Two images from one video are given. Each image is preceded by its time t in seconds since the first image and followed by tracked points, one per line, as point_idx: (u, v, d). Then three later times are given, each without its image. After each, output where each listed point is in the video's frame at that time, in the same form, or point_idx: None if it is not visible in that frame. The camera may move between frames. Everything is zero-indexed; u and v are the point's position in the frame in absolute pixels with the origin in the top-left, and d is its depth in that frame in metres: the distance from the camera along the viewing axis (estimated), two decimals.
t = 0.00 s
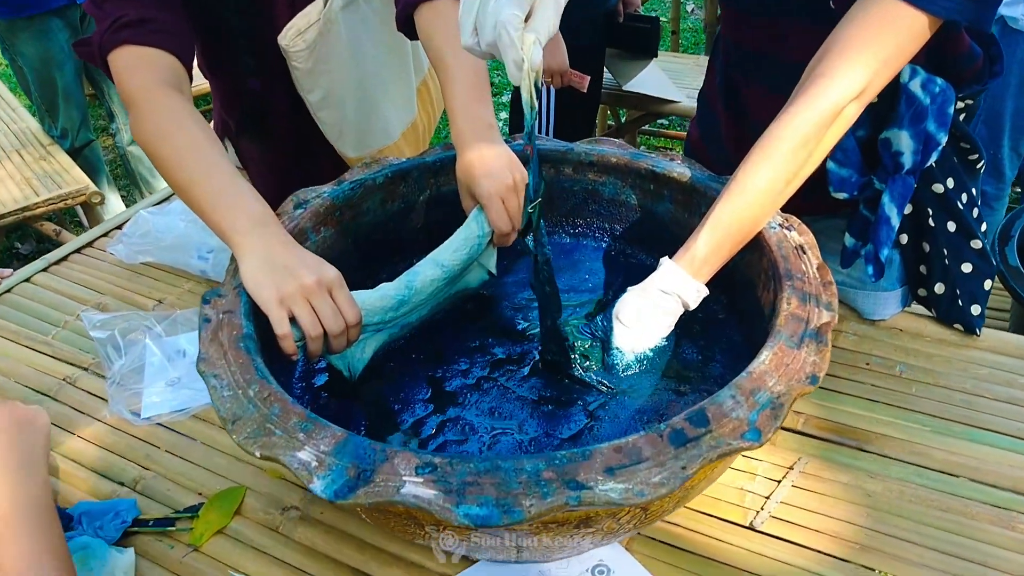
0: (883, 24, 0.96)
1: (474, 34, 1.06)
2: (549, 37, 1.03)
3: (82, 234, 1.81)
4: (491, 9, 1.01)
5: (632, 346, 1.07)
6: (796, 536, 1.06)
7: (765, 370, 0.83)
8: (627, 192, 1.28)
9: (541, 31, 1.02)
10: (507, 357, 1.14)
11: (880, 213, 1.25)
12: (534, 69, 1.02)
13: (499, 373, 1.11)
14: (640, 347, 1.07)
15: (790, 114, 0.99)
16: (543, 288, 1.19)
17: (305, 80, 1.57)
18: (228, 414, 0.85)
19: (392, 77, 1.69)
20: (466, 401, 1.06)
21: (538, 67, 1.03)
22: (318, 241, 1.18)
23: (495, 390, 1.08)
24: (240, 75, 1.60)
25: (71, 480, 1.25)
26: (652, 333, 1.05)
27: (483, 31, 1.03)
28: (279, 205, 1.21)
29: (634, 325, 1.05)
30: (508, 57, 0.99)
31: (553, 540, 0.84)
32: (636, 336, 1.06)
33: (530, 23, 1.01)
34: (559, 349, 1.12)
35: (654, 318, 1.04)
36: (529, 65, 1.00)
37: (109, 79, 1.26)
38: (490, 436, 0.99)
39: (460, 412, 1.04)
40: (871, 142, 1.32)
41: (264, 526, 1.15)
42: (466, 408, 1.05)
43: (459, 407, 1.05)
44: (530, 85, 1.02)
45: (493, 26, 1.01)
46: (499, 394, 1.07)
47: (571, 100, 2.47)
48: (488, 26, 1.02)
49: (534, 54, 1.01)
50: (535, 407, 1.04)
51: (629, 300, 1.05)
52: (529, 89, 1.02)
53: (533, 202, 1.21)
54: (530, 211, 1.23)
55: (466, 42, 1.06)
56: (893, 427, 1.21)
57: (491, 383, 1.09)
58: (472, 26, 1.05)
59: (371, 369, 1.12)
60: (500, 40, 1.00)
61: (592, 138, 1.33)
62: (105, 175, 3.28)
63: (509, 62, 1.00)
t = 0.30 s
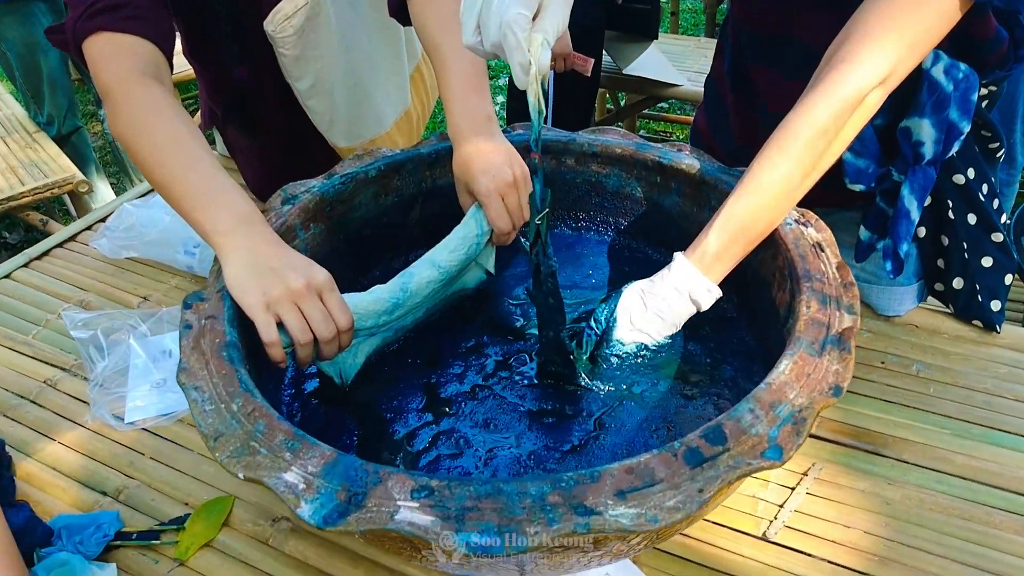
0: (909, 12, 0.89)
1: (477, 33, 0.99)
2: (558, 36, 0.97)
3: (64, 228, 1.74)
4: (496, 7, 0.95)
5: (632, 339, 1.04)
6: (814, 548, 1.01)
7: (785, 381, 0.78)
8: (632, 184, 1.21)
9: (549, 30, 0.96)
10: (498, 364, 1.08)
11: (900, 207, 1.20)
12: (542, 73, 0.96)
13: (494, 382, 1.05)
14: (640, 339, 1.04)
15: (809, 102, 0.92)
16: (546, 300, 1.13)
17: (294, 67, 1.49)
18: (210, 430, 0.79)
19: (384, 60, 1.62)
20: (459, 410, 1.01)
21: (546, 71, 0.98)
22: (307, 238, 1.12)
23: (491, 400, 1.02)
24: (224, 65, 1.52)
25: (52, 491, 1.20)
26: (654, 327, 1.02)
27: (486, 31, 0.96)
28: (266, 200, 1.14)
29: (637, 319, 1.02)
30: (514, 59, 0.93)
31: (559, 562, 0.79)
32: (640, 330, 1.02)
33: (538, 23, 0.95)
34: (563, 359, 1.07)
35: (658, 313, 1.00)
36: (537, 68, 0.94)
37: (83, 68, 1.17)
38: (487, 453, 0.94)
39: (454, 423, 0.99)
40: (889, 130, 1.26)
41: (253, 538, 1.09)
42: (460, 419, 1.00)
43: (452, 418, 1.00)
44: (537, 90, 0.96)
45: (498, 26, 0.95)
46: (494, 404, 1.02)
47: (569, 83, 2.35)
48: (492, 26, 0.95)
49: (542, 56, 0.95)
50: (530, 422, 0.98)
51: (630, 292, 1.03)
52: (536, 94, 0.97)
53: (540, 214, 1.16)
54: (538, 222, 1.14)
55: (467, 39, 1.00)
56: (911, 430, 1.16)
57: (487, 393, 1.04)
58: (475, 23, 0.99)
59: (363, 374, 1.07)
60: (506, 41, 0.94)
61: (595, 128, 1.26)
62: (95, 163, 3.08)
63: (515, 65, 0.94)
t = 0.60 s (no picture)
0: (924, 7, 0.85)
1: (478, 36, 0.96)
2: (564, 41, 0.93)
3: (49, 225, 1.69)
4: (501, 10, 0.92)
5: (644, 360, 0.99)
6: (822, 555, 0.98)
7: (795, 392, 0.74)
8: (632, 179, 1.18)
9: (555, 35, 0.92)
10: (498, 360, 1.06)
11: (909, 203, 1.17)
12: (548, 81, 0.92)
13: (492, 380, 1.03)
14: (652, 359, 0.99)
15: (810, 100, 0.87)
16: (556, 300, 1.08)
17: (283, 59, 1.45)
18: (196, 444, 0.76)
19: (377, 52, 1.57)
20: (456, 413, 0.98)
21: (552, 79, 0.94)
22: (297, 238, 1.08)
23: (488, 399, 0.99)
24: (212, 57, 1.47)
25: (39, 498, 1.17)
26: (666, 344, 0.98)
27: (490, 35, 0.93)
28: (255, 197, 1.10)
29: (647, 336, 0.97)
30: (518, 67, 0.91)
31: None
32: (650, 345, 0.98)
33: (544, 29, 0.92)
34: (564, 360, 1.04)
35: (663, 325, 0.96)
36: (543, 76, 0.91)
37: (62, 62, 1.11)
38: (489, 455, 0.91)
39: (452, 426, 0.96)
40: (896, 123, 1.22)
41: (245, 547, 1.07)
42: (458, 421, 0.97)
43: (450, 420, 0.97)
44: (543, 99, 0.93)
45: (503, 31, 0.91)
46: (491, 403, 0.99)
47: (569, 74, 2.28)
48: (496, 31, 0.92)
49: (548, 63, 0.91)
50: (530, 424, 0.95)
51: (645, 310, 0.97)
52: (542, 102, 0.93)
53: (545, 221, 1.10)
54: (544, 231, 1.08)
55: (470, 45, 0.96)
56: (919, 431, 1.13)
57: (483, 392, 1.01)
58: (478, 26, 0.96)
59: (357, 377, 1.03)
60: (511, 48, 0.91)
61: (594, 121, 1.22)
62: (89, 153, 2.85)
63: (519, 74, 0.91)
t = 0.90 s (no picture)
0: None
1: (472, 19, 0.93)
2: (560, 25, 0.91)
3: (39, 214, 1.67)
4: None
5: (646, 356, 0.98)
6: (823, 550, 0.97)
7: (797, 386, 0.73)
8: (631, 167, 1.15)
9: (552, 19, 0.90)
10: (494, 355, 1.04)
11: (912, 191, 1.16)
12: (544, 65, 0.91)
13: (488, 379, 1.01)
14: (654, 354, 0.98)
15: (813, 88, 0.84)
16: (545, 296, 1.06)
17: (274, 48, 1.42)
18: (185, 440, 0.74)
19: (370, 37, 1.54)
20: (452, 411, 0.96)
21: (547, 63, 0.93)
22: (289, 229, 1.06)
23: (485, 400, 0.97)
24: (202, 44, 1.44)
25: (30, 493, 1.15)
26: (668, 337, 0.96)
27: (485, 18, 0.90)
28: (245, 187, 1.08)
29: (649, 330, 0.96)
30: (515, 52, 0.88)
31: None
32: (653, 339, 0.96)
33: (541, 10, 0.89)
34: (559, 355, 1.03)
35: (666, 319, 0.95)
36: (539, 62, 0.89)
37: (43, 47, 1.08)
38: (485, 452, 0.90)
39: (447, 424, 0.94)
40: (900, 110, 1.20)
41: (238, 542, 1.05)
42: (453, 420, 0.95)
43: (446, 416, 0.95)
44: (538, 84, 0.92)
45: (498, 15, 0.88)
46: (488, 403, 0.97)
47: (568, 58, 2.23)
48: (491, 15, 0.89)
49: (545, 49, 0.89)
50: (526, 423, 0.93)
51: (644, 303, 0.96)
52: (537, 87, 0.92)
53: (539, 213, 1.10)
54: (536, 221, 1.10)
55: (463, 29, 0.93)
56: (921, 424, 1.12)
57: (480, 392, 0.99)
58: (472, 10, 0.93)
59: (350, 371, 1.02)
60: (507, 32, 0.88)
61: (592, 108, 1.19)
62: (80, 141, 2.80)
63: (515, 59, 0.89)
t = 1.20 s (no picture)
0: None
1: (474, 16, 0.92)
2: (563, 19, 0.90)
3: (35, 207, 1.66)
4: None
5: (643, 347, 0.99)
6: (819, 542, 0.98)
7: (795, 379, 0.73)
8: (629, 160, 1.15)
9: (555, 15, 0.89)
10: (492, 350, 1.04)
11: (910, 184, 1.15)
12: (546, 64, 0.91)
13: (486, 371, 1.00)
14: (650, 346, 0.99)
15: (810, 83, 0.83)
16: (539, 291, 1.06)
17: (271, 38, 1.41)
18: (181, 433, 0.74)
19: (367, 28, 1.52)
20: (450, 402, 0.96)
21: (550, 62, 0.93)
22: (286, 221, 1.05)
23: (484, 390, 0.97)
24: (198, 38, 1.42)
25: (28, 486, 1.15)
26: (664, 330, 0.97)
27: (486, 17, 0.89)
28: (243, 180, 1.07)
29: (644, 323, 0.97)
30: (517, 52, 0.88)
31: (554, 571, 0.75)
32: (646, 334, 0.98)
33: (543, 9, 0.88)
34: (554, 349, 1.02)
35: (662, 313, 0.95)
36: (541, 60, 0.89)
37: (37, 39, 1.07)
38: (484, 444, 0.90)
39: (445, 416, 0.94)
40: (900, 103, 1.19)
41: (236, 534, 1.05)
42: (451, 412, 0.95)
43: (442, 410, 0.95)
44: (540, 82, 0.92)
45: (499, 13, 0.88)
46: (487, 394, 0.97)
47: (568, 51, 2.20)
48: (492, 13, 0.88)
49: (547, 46, 0.89)
50: (524, 414, 0.93)
51: (640, 296, 0.96)
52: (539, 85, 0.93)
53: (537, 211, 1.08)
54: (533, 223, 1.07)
55: (463, 27, 0.93)
56: (918, 417, 1.12)
57: (478, 382, 0.99)
58: (472, 7, 0.92)
59: (348, 364, 1.02)
60: (508, 31, 0.88)
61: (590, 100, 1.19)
62: (77, 133, 2.78)
63: (518, 57, 0.89)
